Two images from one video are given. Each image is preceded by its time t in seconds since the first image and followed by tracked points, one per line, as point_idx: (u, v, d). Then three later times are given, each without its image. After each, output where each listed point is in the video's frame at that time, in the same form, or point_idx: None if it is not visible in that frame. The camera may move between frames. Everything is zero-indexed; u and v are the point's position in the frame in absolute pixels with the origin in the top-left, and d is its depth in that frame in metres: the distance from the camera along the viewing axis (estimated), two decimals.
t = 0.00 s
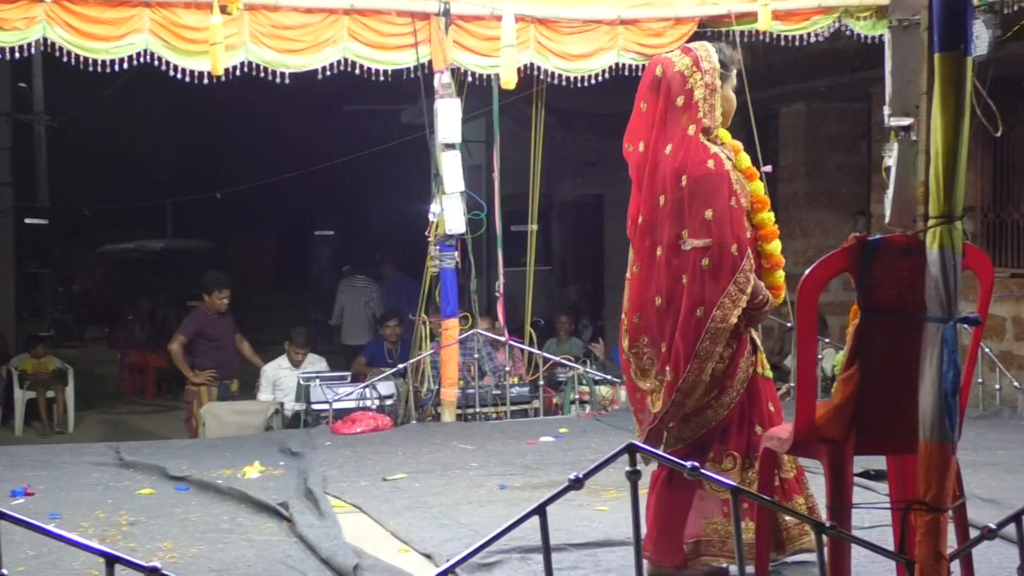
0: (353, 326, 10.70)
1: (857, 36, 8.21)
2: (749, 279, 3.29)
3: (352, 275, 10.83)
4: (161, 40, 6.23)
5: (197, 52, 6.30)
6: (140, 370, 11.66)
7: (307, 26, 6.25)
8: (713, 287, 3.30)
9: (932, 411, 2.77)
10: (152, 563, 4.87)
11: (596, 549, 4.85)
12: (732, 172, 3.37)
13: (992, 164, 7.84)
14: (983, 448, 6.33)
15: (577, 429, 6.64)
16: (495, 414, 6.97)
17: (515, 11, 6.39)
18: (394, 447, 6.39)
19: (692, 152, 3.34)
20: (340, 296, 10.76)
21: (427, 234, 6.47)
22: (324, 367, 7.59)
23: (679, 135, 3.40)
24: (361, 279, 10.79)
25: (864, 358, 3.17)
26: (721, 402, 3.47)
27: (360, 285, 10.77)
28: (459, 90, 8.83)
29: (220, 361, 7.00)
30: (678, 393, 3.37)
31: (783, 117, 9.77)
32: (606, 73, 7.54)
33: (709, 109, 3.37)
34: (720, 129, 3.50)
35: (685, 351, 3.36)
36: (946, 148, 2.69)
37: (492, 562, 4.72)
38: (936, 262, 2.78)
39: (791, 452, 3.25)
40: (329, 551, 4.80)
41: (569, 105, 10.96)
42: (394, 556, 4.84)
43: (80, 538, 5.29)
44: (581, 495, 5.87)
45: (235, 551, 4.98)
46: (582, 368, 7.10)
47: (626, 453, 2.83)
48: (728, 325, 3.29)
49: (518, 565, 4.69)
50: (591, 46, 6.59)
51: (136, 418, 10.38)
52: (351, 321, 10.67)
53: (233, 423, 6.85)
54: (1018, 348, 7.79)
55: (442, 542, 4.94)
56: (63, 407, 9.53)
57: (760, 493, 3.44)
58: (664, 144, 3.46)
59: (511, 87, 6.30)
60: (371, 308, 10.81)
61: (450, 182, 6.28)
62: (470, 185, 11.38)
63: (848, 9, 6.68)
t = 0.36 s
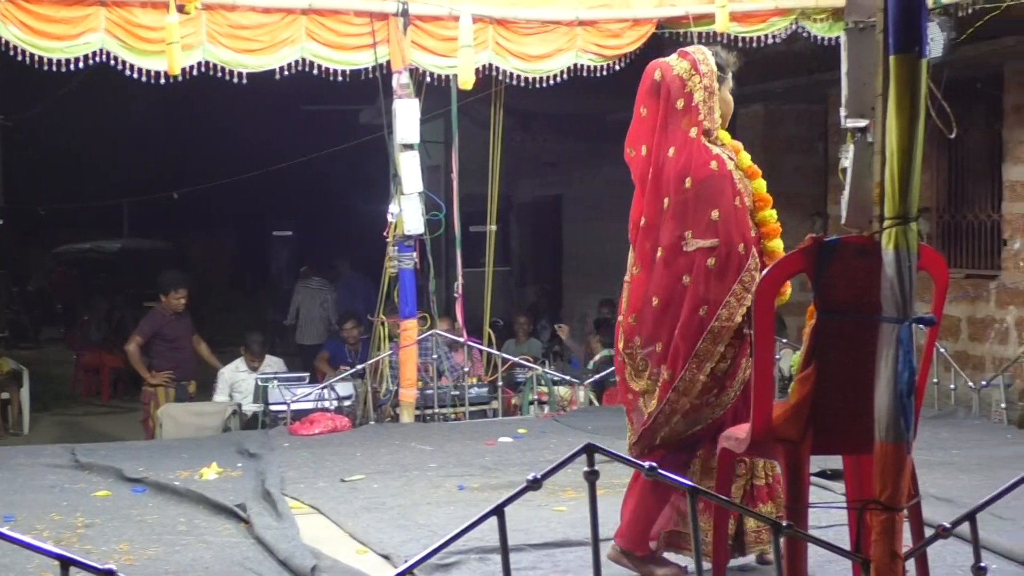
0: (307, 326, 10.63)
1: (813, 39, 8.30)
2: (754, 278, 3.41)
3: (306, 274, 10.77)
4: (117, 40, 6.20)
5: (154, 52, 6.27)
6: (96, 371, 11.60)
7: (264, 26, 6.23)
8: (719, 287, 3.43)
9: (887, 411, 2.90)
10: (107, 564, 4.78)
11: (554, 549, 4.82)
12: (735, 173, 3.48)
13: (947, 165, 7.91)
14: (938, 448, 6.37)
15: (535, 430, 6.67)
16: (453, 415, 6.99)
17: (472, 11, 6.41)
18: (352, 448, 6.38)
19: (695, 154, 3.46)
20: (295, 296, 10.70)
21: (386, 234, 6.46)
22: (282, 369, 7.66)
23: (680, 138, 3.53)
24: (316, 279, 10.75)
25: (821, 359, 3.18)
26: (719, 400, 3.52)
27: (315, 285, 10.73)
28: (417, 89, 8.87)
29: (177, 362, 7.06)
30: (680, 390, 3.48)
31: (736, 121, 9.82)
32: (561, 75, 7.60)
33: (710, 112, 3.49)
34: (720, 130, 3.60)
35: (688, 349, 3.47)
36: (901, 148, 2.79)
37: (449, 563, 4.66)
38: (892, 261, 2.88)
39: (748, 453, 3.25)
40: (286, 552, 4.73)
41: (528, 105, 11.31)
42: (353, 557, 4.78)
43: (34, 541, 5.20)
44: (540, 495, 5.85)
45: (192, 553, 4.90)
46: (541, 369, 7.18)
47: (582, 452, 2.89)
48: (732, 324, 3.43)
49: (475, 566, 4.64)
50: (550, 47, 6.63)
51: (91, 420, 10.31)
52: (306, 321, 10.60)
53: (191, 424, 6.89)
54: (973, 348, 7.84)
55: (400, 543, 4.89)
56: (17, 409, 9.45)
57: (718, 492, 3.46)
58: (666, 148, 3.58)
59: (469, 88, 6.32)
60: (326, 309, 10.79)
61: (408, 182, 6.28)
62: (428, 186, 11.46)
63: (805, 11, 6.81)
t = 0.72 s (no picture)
0: (274, 323, 10.68)
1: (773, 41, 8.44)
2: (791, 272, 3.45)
3: (272, 270, 10.65)
4: (82, 39, 6.16)
5: (119, 51, 6.25)
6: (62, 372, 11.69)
7: (230, 26, 6.21)
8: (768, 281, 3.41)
9: (852, 411, 2.74)
10: (73, 566, 4.70)
11: (521, 550, 4.80)
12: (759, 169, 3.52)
13: (913, 167, 7.98)
14: (903, 448, 6.42)
15: (503, 431, 6.69)
16: (422, 415, 7.02)
17: (440, 12, 6.45)
18: (320, 450, 6.36)
19: (727, 153, 3.46)
20: (261, 292, 10.61)
21: (354, 234, 6.47)
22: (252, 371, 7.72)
23: (709, 137, 3.49)
24: (282, 275, 10.65)
25: (784, 359, 3.20)
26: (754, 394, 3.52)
27: (281, 281, 10.64)
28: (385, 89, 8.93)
29: (144, 363, 7.14)
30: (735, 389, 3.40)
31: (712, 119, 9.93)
32: (528, 75, 7.67)
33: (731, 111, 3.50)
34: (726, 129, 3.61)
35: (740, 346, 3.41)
36: (867, 149, 2.68)
37: (417, 563, 4.61)
38: (857, 263, 2.73)
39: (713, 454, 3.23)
40: (254, 553, 4.68)
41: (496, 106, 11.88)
42: (321, 559, 4.74)
43: None
44: (508, 495, 5.83)
45: (158, 554, 4.84)
46: (508, 369, 7.23)
47: (550, 452, 2.80)
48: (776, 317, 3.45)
49: (443, 566, 4.60)
50: (517, 48, 6.69)
51: (57, 421, 10.28)
52: (273, 317, 10.64)
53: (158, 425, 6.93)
54: (938, 348, 7.89)
55: (368, 544, 4.85)
56: None
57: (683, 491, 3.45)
58: (691, 146, 3.52)
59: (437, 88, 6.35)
60: (292, 307, 10.76)
61: (377, 183, 6.28)
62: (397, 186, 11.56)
63: (771, 13, 6.87)
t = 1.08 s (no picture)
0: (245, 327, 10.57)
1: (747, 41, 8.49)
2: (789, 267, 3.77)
3: (239, 277, 10.62)
4: (53, 37, 6.05)
5: (91, 51, 6.15)
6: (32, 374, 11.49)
7: (203, 25, 6.15)
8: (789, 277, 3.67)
9: (828, 412, 2.72)
10: (44, 570, 4.63)
11: (497, 552, 4.77)
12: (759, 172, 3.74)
13: (888, 167, 8.01)
14: (879, 449, 6.43)
15: (478, 432, 6.66)
16: (397, 417, 7.00)
17: (415, 11, 6.41)
18: (294, 451, 6.31)
19: (758, 154, 3.61)
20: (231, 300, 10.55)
21: (328, 235, 6.42)
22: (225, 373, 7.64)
23: (739, 137, 3.58)
24: (249, 279, 10.60)
25: (762, 359, 3.17)
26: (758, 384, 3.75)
27: (249, 286, 10.58)
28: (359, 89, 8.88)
29: (116, 363, 7.05)
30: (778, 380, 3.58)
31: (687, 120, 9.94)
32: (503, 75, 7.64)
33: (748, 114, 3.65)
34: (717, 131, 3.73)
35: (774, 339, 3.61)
36: (842, 152, 2.67)
37: (392, 565, 4.57)
38: (833, 264, 2.71)
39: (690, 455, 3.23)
40: (227, 556, 4.61)
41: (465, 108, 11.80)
42: (294, 562, 4.68)
43: None
44: (484, 497, 5.79)
45: (130, 557, 4.77)
46: (484, 371, 7.22)
47: (525, 454, 2.72)
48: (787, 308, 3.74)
49: (418, 569, 4.56)
50: (492, 48, 6.67)
51: (25, 424, 10.15)
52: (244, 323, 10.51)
53: (129, 427, 6.85)
54: (914, 349, 7.90)
55: (343, 546, 4.80)
56: None
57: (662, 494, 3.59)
58: (723, 146, 3.56)
59: (412, 88, 6.32)
60: (262, 308, 10.67)
61: (351, 183, 6.23)
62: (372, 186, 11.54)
63: (747, 13, 6.89)
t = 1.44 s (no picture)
0: (210, 322, 10.57)
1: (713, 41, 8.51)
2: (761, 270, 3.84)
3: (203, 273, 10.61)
4: (20, 36, 5.98)
5: (60, 50, 6.09)
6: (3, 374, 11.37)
7: (172, 25, 6.12)
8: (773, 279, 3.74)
9: (796, 412, 2.74)
10: (11, 572, 4.59)
11: (465, 552, 4.76)
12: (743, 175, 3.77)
13: (857, 168, 8.08)
14: (847, 448, 6.46)
15: (449, 432, 6.66)
16: (367, 417, 7.01)
17: (386, 11, 6.41)
18: (264, 453, 6.28)
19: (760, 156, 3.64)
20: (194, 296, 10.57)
21: (298, 235, 6.39)
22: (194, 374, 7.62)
23: (746, 138, 3.59)
24: (214, 276, 10.60)
25: (732, 358, 3.17)
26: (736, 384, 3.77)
27: (213, 283, 10.59)
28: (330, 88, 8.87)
29: (84, 363, 7.03)
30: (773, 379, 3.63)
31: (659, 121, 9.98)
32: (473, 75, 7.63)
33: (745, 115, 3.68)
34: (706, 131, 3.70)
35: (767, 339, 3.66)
36: (810, 153, 2.67)
37: (362, 566, 4.55)
38: (801, 264, 2.72)
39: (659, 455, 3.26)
40: (196, 557, 4.58)
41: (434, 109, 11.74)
42: (264, 563, 4.66)
43: None
44: (454, 497, 5.79)
45: (98, 559, 4.74)
46: (453, 371, 7.24)
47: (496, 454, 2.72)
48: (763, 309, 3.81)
49: (388, 569, 4.54)
50: (462, 48, 6.67)
51: None
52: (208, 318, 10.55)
53: (97, 428, 6.82)
54: (883, 349, 7.95)
55: (312, 547, 4.78)
56: None
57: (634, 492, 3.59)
58: (734, 145, 3.54)
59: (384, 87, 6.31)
60: (227, 305, 10.70)
61: (321, 183, 6.22)
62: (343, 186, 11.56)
63: (717, 14, 6.91)
